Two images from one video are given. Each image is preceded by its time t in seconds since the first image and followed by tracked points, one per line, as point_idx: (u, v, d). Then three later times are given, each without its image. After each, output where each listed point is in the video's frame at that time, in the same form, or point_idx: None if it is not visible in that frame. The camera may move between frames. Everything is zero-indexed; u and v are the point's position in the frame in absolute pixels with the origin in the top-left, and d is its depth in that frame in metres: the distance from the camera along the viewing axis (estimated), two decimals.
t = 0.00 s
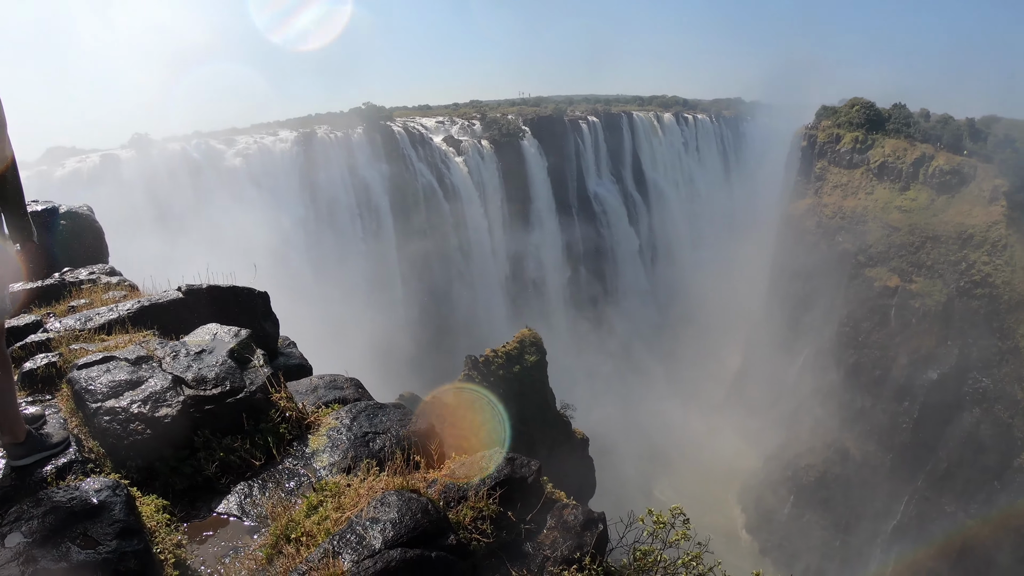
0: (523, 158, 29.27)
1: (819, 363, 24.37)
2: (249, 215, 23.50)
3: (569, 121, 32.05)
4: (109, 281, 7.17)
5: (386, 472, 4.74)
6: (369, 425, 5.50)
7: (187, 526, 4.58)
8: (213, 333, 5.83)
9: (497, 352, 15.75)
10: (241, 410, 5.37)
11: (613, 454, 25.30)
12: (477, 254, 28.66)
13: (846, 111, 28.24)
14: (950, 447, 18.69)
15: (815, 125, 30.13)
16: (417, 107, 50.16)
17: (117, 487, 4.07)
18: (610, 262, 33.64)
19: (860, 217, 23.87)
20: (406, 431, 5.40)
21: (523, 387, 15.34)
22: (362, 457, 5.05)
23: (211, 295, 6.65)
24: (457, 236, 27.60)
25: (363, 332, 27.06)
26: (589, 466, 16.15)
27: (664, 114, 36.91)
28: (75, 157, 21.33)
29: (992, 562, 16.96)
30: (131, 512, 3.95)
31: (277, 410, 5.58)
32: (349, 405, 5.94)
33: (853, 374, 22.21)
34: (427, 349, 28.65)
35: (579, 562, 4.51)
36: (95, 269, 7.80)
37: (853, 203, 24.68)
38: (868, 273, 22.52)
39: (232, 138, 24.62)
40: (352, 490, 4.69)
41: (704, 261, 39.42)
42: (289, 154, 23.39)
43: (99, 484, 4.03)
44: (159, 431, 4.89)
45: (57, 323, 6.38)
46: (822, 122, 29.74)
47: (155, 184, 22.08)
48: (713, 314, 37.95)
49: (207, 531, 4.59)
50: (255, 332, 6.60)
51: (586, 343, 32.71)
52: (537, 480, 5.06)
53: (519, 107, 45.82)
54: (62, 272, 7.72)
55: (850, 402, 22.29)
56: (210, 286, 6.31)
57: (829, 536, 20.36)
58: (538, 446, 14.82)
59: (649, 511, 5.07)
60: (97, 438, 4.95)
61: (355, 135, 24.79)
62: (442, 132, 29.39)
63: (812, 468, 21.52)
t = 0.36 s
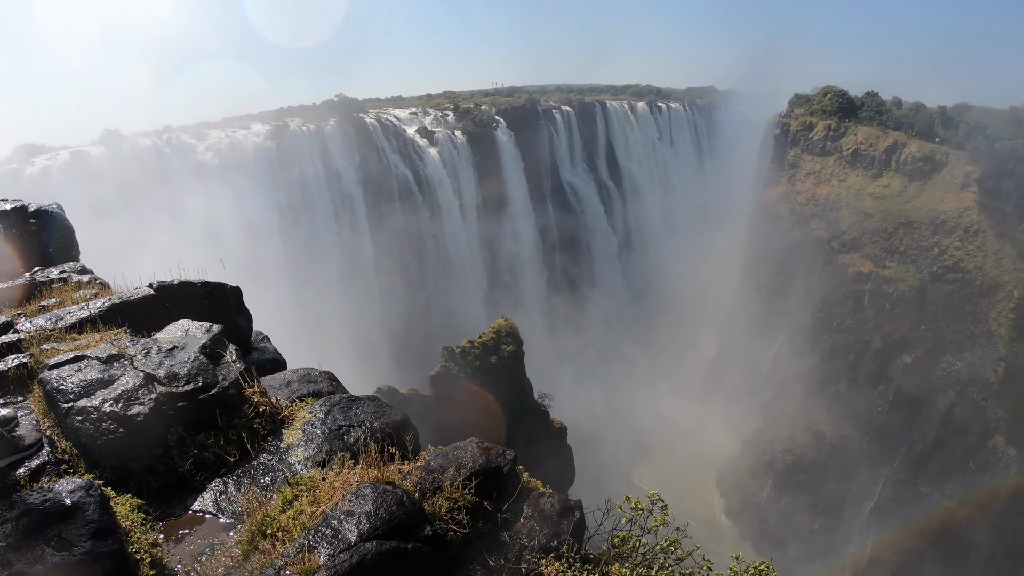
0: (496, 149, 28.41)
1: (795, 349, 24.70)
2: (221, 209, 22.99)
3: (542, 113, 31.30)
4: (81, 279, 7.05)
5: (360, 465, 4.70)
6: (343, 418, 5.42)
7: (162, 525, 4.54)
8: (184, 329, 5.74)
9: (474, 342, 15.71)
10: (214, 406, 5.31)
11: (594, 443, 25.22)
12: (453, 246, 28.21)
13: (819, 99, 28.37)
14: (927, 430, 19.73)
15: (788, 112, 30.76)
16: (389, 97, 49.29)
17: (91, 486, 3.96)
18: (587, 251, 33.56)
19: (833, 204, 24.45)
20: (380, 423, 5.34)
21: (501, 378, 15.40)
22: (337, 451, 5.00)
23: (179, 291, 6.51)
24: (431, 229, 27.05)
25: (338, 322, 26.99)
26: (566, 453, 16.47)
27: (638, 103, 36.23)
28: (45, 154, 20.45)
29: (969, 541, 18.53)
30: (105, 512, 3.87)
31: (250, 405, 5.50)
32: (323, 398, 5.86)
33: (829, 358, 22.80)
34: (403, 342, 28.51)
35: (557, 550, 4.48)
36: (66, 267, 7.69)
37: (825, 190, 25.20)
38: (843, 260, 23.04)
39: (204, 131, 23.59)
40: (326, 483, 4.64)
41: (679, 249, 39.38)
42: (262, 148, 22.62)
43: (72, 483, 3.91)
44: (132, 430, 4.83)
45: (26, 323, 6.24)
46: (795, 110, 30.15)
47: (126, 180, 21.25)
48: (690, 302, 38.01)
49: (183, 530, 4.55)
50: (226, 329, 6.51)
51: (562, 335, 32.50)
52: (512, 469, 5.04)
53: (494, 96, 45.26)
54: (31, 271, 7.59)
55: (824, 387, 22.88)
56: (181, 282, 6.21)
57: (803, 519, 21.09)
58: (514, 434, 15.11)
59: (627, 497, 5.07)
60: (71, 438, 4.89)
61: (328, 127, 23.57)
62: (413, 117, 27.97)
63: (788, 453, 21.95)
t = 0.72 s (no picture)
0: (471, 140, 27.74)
1: (771, 336, 24.68)
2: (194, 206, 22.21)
3: (516, 103, 30.85)
4: (51, 278, 6.87)
5: (334, 458, 4.66)
6: (317, 411, 5.36)
7: (138, 524, 4.49)
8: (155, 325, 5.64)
9: (451, 334, 15.28)
10: (187, 402, 5.23)
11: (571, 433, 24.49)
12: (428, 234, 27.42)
13: (792, 88, 28.09)
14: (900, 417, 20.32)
15: (759, 102, 29.99)
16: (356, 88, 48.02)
17: (64, 487, 3.84)
18: (566, 242, 32.71)
19: (808, 191, 24.08)
20: (355, 415, 5.30)
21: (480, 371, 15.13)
22: (311, 444, 4.95)
23: (150, 287, 6.37)
24: (401, 220, 26.06)
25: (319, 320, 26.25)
26: (545, 442, 16.33)
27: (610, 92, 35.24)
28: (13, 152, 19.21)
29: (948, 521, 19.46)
30: (79, 512, 3.79)
31: (223, 400, 5.44)
32: (298, 392, 5.79)
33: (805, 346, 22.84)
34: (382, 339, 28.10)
35: (533, 539, 4.47)
36: (36, 267, 7.53)
37: (799, 178, 24.89)
38: (816, 247, 23.16)
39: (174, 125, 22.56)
40: (301, 477, 4.60)
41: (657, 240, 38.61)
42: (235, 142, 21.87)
43: (44, 485, 3.79)
44: (104, 428, 4.75)
45: None
46: (767, 100, 29.58)
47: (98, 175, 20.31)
48: (668, 291, 37.25)
49: (158, 528, 4.50)
50: (198, 324, 6.42)
51: (539, 329, 31.82)
52: (487, 459, 5.04)
53: (463, 83, 43.97)
54: None
55: (801, 373, 22.99)
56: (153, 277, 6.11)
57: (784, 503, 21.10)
58: (494, 427, 15.21)
59: (605, 485, 5.04)
60: (43, 438, 4.81)
61: (301, 119, 22.66)
62: (388, 108, 27.87)
63: (766, 438, 21.63)
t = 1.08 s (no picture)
0: (447, 134, 25.95)
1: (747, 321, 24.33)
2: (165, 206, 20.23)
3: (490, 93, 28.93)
4: (20, 278, 6.77)
5: (307, 450, 4.61)
6: (289, 404, 5.30)
7: (111, 523, 4.42)
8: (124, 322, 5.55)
9: (427, 326, 14.95)
10: (158, 399, 5.15)
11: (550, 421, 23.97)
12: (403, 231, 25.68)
13: (766, 76, 28.44)
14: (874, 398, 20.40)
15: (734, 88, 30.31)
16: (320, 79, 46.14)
17: (35, 489, 3.77)
18: (543, 234, 31.79)
19: (782, 177, 24.19)
20: (327, 407, 5.24)
21: (458, 361, 14.96)
22: (284, 437, 4.89)
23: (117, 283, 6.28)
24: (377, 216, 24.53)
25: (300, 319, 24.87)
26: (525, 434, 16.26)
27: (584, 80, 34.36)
28: None
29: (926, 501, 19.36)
30: (50, 513, 3.71)
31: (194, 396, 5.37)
32: (271, 386, 5.72)
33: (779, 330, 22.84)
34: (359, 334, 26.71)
35: (509, 527, 4.46)
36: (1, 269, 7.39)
37: (774, 164, 25.07)
38: (791, 232, 23.02)
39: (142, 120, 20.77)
40: (274, 471, 4.55)
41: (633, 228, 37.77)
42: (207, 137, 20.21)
43: (15, 487, 3.71)
44: (75, 428, 4.66)
45: None
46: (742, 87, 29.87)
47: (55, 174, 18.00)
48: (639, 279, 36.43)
49: (131, 527, 4.43)
50: (168, 320, 6.34)
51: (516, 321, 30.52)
52: (461, 449, 5.01)
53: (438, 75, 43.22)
54: None
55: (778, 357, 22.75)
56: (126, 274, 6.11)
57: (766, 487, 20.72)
58: (473, 418, 15.09)
59: (583, 472, 5.04)
60: (13, 441, 4.69)
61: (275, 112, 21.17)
62: (362, 100, 26.06)
63: (744, 423, 21.29)
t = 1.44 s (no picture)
0: (422, 127, 24.43)
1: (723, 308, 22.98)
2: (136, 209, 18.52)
3: (464, 82, 26.82)
4: None
5: (284, 445, 4.57)
6: (265, 401, 5.24)
7: (88, 526, 4.35)
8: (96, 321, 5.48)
9: (405, 319, 13.59)
10: (132, 399, 5.09)
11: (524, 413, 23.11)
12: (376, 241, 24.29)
13: (740, 65, 26.87)
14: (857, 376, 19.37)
15: (707, 78, 28.55)
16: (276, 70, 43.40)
17: (10, 493, 3.69)
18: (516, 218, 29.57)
19: (758, 165, 23.17)
20: (303, 401, 5.20)
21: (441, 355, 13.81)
22: (261, 433, 4.84)
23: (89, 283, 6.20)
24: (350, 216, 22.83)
25: (281, 322, 22.76)
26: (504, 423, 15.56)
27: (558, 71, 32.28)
28: None
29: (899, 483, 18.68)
30: (27, 517, 3.64)
31: (169, 395, 5.31)
32: (247, 382, 5.63)
33: (759, 315, 21.54)
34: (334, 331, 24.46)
35: (489, 517, 4.46)
36: None
37: (750, 151, 23.98)
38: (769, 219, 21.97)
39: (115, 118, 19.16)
40: (250, 468, 4.50)
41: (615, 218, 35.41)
42: (181, 132, 18.52)
43: None
44: (50, 430, 4.57)
45: None
46: (715, 76, 28.19)
47: (21, 178, 16.44)
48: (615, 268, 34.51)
49: (110, 528, 4.38)
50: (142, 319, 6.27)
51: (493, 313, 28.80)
52: (438, 441, 5.01)
53: (409, 64, 41.53)
54: None
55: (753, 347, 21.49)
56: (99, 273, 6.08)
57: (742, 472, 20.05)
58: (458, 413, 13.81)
59: (563, 462, 5.02)
60: None
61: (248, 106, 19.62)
62: (338, 93, 23.88)
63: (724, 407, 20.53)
